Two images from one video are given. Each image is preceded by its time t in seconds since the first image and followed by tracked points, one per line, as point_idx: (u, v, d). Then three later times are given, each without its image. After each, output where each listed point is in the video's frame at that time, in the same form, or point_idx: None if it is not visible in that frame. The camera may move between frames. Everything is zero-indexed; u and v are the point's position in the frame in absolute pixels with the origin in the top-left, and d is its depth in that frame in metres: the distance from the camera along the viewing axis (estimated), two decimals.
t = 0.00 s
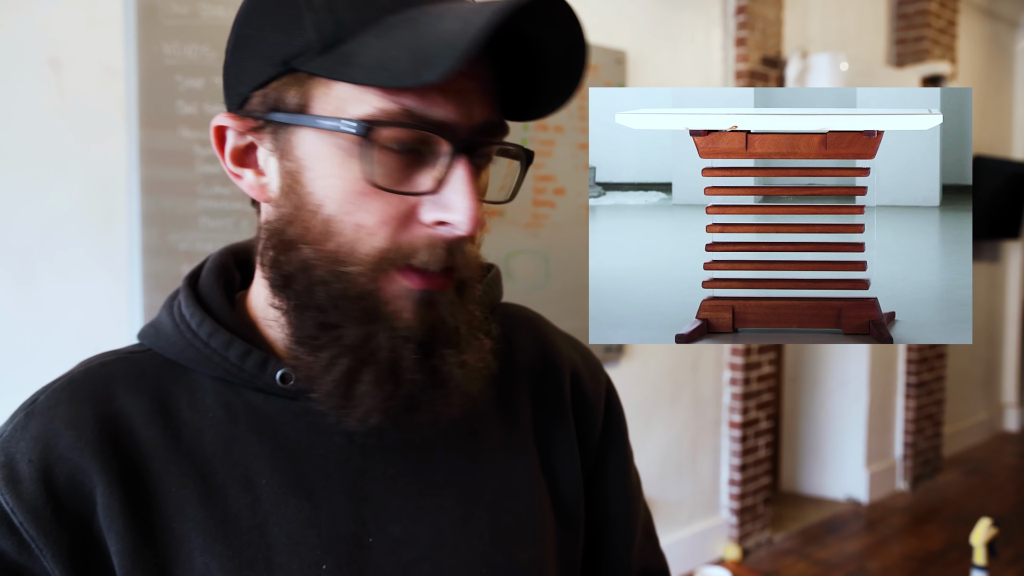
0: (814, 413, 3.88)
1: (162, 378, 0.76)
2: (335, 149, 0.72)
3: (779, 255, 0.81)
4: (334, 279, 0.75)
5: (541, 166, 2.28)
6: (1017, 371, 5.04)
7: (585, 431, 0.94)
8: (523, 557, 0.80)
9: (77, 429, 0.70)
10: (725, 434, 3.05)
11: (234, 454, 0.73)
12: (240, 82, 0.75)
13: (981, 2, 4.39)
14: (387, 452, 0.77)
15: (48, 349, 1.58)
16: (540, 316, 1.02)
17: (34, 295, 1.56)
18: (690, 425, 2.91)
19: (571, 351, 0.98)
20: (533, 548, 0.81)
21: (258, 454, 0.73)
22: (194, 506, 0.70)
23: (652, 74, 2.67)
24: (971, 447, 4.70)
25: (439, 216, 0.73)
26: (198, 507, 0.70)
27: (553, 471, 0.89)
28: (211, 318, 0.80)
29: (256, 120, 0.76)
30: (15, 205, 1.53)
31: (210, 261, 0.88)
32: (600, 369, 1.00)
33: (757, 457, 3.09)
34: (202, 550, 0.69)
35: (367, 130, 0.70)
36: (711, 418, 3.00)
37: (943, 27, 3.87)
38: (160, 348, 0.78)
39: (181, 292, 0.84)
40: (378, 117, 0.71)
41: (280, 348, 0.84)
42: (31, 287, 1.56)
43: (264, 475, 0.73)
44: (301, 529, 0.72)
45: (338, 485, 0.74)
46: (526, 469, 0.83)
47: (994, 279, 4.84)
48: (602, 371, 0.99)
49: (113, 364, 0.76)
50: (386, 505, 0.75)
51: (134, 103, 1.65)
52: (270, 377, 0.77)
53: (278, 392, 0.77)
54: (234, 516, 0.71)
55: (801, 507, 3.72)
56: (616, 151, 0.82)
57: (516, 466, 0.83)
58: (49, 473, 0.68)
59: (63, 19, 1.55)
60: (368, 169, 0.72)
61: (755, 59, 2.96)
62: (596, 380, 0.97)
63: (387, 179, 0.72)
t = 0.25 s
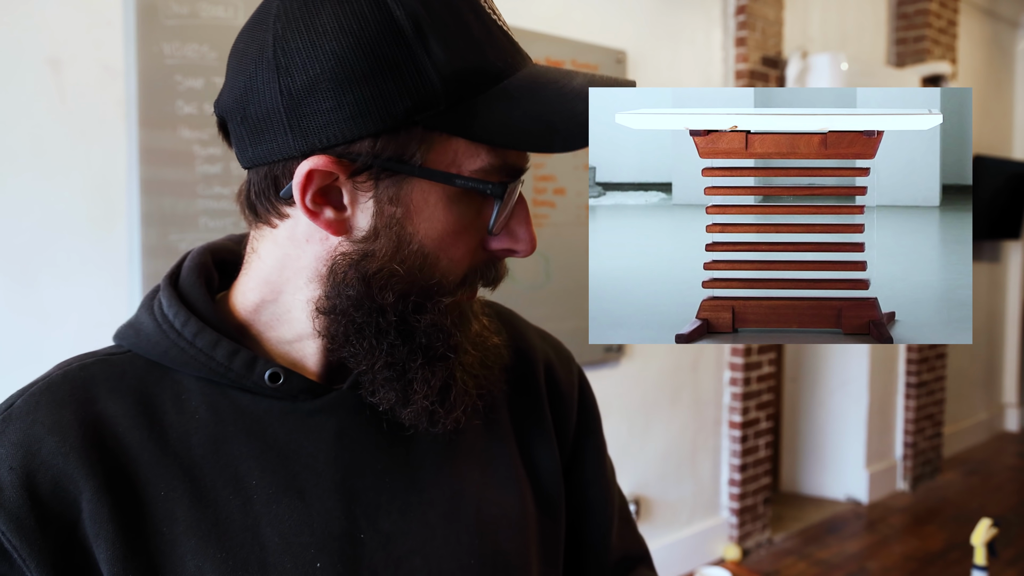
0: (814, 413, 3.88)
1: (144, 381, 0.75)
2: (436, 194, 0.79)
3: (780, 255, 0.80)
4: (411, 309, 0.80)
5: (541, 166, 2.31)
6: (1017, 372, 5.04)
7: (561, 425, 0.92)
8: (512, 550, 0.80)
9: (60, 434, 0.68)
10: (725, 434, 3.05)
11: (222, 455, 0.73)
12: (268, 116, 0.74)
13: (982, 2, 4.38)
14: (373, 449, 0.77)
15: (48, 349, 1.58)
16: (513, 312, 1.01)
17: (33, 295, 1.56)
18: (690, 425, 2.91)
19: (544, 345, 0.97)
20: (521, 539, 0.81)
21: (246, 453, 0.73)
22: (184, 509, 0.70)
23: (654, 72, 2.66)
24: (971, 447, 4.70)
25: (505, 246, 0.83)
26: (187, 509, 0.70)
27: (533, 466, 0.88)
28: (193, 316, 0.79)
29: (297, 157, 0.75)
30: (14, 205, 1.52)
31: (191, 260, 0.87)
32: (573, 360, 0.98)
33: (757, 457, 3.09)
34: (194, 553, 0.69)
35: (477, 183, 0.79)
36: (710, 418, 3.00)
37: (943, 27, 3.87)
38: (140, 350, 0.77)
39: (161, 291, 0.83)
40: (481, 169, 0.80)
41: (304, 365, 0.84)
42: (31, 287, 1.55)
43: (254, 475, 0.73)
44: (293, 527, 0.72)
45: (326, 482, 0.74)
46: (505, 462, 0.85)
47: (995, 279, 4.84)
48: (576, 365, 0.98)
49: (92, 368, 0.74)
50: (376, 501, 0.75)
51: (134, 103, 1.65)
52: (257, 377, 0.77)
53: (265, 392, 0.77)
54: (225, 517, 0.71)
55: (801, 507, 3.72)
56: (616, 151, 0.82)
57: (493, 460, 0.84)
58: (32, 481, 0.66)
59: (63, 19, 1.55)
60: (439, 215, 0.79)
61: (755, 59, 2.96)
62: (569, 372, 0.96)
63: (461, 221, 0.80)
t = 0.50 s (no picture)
0: (813, 413, 3.87)
1: (136, 381, 0.75)
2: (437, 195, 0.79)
3: (780, 255, 0.81)
4: (406, 308, 0.80)
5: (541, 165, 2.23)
6: (1017, 372, 5.04)
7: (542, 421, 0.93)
8: (505, 544, 0.81)
9: (54, 435, 0.68)
10: (724, 434, 3.05)
11: (216, 453, 0.73)
12: (272, 115, 0.74)
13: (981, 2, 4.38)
14: (365, 445, 0.78)
15: (48, 349, 1.57)
16: (496, 311, 1.02)
17: (33, 295, 1.56)
18: (690, 425, 2.91)
19: (526, 343, 0.98)
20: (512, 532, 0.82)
21: (240, 452, 0.73)
22: (181, 508, 0.70)
23: (653, 73, 2.66)
24: (971, 447, 4.69)
25: (497, 246, 0.83)
26: (183, 507, 0.70)
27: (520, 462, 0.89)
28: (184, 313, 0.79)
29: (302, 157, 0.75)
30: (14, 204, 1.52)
31: (179, 256, 0.86)
32: (553, 358, 0.99)
33: (757, 457, 3.09)
34: (191, 551, 0.69)
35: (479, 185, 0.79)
36: (711, 418, 3.00)
37: (943, 27, 3.87)
38: (131, 349, 0.76)
39: (149, 288, 0.82)
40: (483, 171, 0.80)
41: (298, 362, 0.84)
42: (31, 287, 1.55)
43: (249, 472, 0.73)
44: (289, 523, 0.72)
45: (321, 478, 0.74)
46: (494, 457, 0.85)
47: (995, 279, 4.84)
48: (556, 363, 0.99)
49: (83, 368, 0.74)
50: (371, 497, 0.76)
51: (134, 103, 1.65)
52: (252, 375, 0.76)
53: (258, 390, 0.77)
54: (222, 515, 0.71)
55: (801, 507, 3.72)
56: (616, 151, 0.82)
57: (484, 456, 0.84)
58: (27, 483, 0.66)
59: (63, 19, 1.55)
60: (438, 216, 0.80)
61: (755, 59, 2.96)
62: (549, 368, 0.97)
63: (458, 223, 0.81)
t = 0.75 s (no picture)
0: (814, 413, 3.87)
1: (129, 383, 0.74)
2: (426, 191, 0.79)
3: (780, 254, 0.81)
4: (395, 304, 0.79)
5: (541, 166, 2.24)
6: (1017, 372, 5.04)
7: (530, 416, 0.93)
8: (496, 539, 0.81)
9: (49, 437, 0.68)
10: (724, 434, 3.05)
11: (210, 452, 0.73)
12: (258, 114, 0.74)
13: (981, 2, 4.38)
14: (356, 441, 0.78)
15: (48, 349, 1.58)
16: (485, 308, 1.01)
17: (33, 295, 1.56)
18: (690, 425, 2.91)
19: (512, 340, 0.98)
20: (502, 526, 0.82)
21: (234, 450, 0.73)
22: (177, 507, 0.70)
23: (653, 73, 2.66)
24: (971, 447, 4.70)
25: (485, 241, 0.83)
26: (179, 506, 0.70)
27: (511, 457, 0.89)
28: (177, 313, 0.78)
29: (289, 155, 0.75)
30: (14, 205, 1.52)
31: (169, 258, 0.85)
32: (540, 356, 0.99)
33: (757, 456, 3.09)
34: (188, 548, 0.69)
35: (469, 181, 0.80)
36: (711, 418, 3.00)
37: (943, 27, 3.87)
38: (123, 350, 0.76)
39: (142, 288, 0.81)
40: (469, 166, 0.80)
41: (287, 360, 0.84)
42: (31, 287, 1.55)
43: (244, 470, 0.73)
44: (285, 519, 0.72)
45: (315, 474, 0.74)
46: (484, 455, 0.85)
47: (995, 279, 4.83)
48: (543, 361, 0.99)
49: (76, 369, 0.73)
50: (365, 492, 0.76)
51: (134, 103, 1.65)
52: (246, 374, 0.76)
53: (251, 389, 0.76)
54: (218, 513, 0.71)
55: (801, 507, 3.72)
56: (616, 151, 0.82)
57: (473, 453, 0.84)
58: (23, 485, 0.66)
59: (63, 20, 1.55)
60: (426, 210, 0.79)
61: (755, 59, 2.96)
62: (536, 366, 0.97)
63: (447, 218, 0.80)
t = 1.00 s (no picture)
0: (814, 414, 3.87)
1: (140, 372, 0.74)
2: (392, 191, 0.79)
3: (779, 254, 0.82)
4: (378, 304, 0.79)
5: (541, 166, 2.29)
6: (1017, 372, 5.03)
7: (540, 421, 0.93)
8: (493, 539, 0.81)
9: (59, 420, 0.68)
10: (724, 434, 3.05)
11: (214, 442, 0.73)
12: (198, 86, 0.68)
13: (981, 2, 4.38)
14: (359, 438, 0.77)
15: (47, 349, 1.57)
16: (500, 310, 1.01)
17: (33, 295, 1.56)
18: (690, 425, 2.91)
19: (526, 344, 0.98)
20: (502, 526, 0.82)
21: (237, 442, 0.73)
22: (178, 494, 0.70)
23: (653, 73, 2.66)
24: (971, 447, 4.69)
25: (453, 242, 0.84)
26: (180, 493, 0.70)
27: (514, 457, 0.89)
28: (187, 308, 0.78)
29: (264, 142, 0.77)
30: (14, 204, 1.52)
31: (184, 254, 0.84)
32: (554, 362, 1.00)
33: (757, 457, 3.09)
34: (187, 534, 0.69)
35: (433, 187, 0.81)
36: (711, 418, 3.00)
37: (943, 27, 3.87)
38: (134, 340, 0.76)
39: (157, 286, 0.81)
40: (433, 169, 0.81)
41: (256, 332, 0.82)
42: (31, 287, 1.56)
43: (243, 461, 0.72)
44: (282, 512, 0.72)
45: (316, 469, 0.74)
46: (487, 455, 0.85)
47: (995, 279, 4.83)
48: (556, 365, 1.00)
49: (89, 355, 0.73)
50: (363, 488, 0.75)
51: (134, 103, 1.65)
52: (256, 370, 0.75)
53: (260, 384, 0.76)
54: (216, 502, 0.71)
55: (801, 507, 3.72)
56: (617, 150, 0.82)
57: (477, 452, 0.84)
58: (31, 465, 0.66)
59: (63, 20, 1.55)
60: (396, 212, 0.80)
61: (755, 59, 2.96)
62: (550, 371, 0.97)
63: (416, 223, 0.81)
